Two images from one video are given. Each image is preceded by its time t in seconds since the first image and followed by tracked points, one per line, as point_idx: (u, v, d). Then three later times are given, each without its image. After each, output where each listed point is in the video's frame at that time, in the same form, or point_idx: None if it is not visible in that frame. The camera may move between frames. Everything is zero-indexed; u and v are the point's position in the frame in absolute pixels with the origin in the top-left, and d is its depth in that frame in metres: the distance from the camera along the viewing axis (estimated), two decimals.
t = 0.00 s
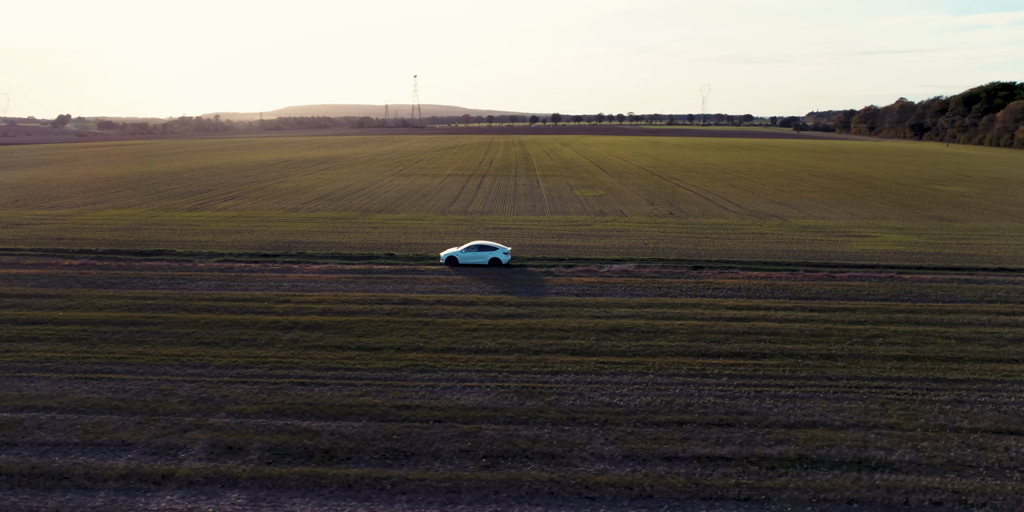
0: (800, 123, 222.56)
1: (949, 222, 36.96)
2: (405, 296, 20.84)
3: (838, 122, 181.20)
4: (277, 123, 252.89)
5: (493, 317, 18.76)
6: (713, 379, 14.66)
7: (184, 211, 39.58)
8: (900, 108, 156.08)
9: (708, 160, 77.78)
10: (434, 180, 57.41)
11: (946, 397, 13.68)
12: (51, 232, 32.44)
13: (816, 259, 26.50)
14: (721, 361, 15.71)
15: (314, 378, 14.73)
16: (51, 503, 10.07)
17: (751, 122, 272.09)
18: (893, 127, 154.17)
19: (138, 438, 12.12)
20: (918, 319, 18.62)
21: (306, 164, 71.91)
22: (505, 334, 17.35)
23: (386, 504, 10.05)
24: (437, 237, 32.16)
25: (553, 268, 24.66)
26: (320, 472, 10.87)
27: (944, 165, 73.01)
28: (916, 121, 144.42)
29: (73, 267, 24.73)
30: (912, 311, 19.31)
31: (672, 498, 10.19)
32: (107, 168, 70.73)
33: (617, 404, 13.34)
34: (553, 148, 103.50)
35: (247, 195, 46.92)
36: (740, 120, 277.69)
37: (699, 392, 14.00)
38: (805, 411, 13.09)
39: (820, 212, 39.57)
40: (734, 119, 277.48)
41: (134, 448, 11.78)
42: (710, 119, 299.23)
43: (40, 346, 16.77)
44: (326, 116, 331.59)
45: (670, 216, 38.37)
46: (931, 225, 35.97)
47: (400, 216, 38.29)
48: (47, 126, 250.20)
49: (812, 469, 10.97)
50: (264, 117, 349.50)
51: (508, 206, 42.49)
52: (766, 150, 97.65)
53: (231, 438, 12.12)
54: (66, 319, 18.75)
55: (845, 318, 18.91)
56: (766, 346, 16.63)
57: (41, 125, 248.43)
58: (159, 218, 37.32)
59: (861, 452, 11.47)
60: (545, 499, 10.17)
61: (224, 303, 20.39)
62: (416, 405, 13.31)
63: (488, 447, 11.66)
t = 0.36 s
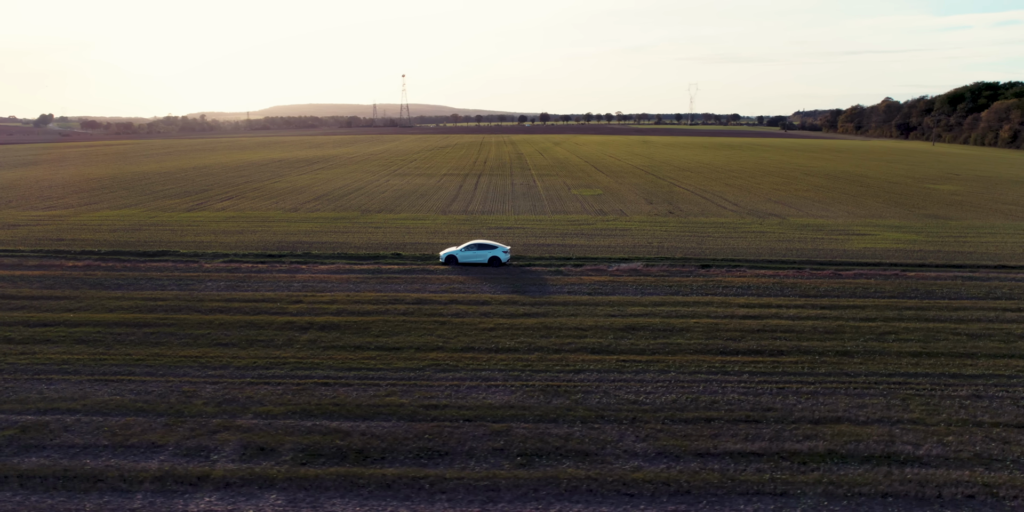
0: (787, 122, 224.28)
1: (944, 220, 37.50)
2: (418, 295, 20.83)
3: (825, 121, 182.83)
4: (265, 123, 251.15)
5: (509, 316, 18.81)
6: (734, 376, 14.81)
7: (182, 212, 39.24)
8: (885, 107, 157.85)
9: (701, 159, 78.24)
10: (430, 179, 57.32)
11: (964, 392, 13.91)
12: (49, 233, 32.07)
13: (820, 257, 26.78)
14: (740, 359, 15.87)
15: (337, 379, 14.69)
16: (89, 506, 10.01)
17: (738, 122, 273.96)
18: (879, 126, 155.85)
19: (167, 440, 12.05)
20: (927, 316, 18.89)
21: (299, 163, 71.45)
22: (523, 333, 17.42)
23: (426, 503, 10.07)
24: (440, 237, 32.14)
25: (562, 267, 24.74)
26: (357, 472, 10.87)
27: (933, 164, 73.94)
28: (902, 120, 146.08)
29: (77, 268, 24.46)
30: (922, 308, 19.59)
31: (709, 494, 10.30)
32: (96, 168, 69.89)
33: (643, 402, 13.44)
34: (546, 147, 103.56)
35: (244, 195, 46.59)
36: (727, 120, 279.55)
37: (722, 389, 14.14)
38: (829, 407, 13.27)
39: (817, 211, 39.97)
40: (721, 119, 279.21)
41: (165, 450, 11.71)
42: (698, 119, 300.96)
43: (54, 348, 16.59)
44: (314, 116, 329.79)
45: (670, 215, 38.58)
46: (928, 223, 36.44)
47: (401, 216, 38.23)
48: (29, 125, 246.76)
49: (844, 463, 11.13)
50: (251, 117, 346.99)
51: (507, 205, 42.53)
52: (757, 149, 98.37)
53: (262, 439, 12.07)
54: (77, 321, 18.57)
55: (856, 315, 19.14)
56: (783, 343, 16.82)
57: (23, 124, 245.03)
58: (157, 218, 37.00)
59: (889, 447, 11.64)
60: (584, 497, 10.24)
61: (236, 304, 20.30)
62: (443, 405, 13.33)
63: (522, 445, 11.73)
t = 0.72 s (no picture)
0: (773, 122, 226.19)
1: (939, 218, 38.05)
2: (433, 295, 20.85)
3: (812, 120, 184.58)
4: (251, 123, 249.03)
5: (527, 315, 18.88)
6: (758, 373, 14.99)
7: (181, 212, 38.95)
8: (871, 107, 159.56)
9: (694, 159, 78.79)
10: (427, 179, 57.28)
11: (984, 387, 14.17)
12: (49, 234, 31.74)
13: (824, 255, 27.10)
14: (761, 356, 16.07)
15: (364, 378, 14.67)
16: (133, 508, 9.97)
17: (724, 122, 275.78)
18: (866, 125, 157.61)
19: (202, 441, 12.00)
20: (938, 313, 19.19)
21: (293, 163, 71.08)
22: (544, 332, 17.50)
23: (472, 502, 10.12)
24: (445, 237, 32.15)
25: (572, 265, 24.84)
26: (398, 471, 10.91)
27: (922, 163, 74.93)
28: (888, 119, 147.81)
29: (83, 270, 24.25)
30: (932, 305, 19.90)
31: (751, 489, 10.43)
32: (86, 168, 69.13)
33: (673, 400, 13.57)
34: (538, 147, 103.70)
35: (241, 195, 46.30)
36: (714, 120, 281.45)
37: (748, 386, 14.34)
38: (855, 402, 13.47)
39: (815, 210, 40.41)
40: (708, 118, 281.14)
41: (200, 451, 11.66)
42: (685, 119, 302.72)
43: (73, 351, 16.49)
44: (301, 115, 327.74)
45: (670, 213, 38.84)
46: (924, 221, 36.96)
47: (403, 215, 38.18)
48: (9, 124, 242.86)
49: (878, 458, 11.30)
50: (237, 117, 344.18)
51: (508, 205, 42.59)
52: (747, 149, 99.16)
53: (297, 439, 12.04)
54: (93, 323, 18.45)
55: (868, 312, 19.41)
56: (801, 340, 17.04)
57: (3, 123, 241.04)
58: (157, 218, 36.71)
59: (919, 441, 11.84)
60: (628, 493, 10.37)
61: (251, 304, 20.20)
62: (474, 404, 13.39)
63: (559, 443, 11.81)
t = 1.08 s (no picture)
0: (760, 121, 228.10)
1: (934, 217, 38.62)
2: (449, 295, 20.88)
3: (798, 120, 186.38)
4: (238, 123, 246.99)
5: (545, 314, 18.98)
6: (781, 370, 15.19)
7: (180, 213, 38.62)
8: (856, 107, 161.44)
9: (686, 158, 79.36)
10: (423, 179, 57.21)
11: (1003, 382, 14.44)
12: (49, 235, 31.37)
13: (829, 253, 27.45)
14: (781, 353, 16.29)
15: (391, 378, 14.67)
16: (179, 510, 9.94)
17: (711, 121, 278.10)
18: (851, 124, 159.41)
19: (238, 443, 11.95)
20: (948, 309, 19.51)
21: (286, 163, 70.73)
22: (564, 331, 17.60)
23: (519, 500, 10.18)
24: (449, 237, 32.15)
25: (583, 264, 24.96)
26: (441, 470, 10.95)
27: (911, 162, 75.94)
28: (873, 119, 149.58)
29: (90, 271, 24.02)
30: (941, 301, 20.23)
31: (792, 484, 10.58)
32: (75, 168, 68.27)
33: (701, 398, 13.70)
34: (529, 147, 103.82)
35: (238, 195, 46.00)
36: (701, 119, 283.41)
37: (773, 382, 14.55)
38: (880, 397, 13.69)
39: (812, 209, 40.86)
40: (695, 118, 283.43)
41: (237, 453, 11.62)
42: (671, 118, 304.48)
43: (92, 353, 16.35)
44: (287, 115, 325.81)
45: (671, 213, 39.12)
46: (921, 219, 37.50)
47: (404, 216, 38.13)
48: None
49: (909, 451, 11.53)
50: (222, 117, 341.09)
51: (508, 205, 42.65)
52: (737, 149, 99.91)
53: (333, 439, 12.03)
54: (108, 325, 18.30)
55: (880, 309, 19.70)
56: (818, 337, 17.28)
57: None
58: (156, 219, 36.42)
59: (948, 435, 12.06)
60: (671, 489, 10.50)
61: (266, 305, 20.12)
62: (506, 402, 13.46)
63: (596, 441, 11.91)
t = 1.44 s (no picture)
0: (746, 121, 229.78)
1: (930, 215, 39.24)
2: (464, 295, 20.93)
3: (785, 119, 188.08)
4: (224, 123, 244.68)
5: (563, 313, 19.08)
6: (804, 367, 15.40)
7: (179, 214, 38.32)
8: (842, 107, 163.27)
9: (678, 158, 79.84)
10: (420, 179, 57.14)
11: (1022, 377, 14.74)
12: (49, 237, 31.03)
13: (833, 251, 27.80)
14: (801, 350, 16.51)
15: (420, 379, 14.70)
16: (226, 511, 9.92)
17: (698, 121, 279.84)
18: (838, 124, 161.15)
19: (275, 444, 11.91)
20: (958, 306, 19.85)
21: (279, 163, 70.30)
22: (585, 330, 17.72)
23: (565, 498, 10.27)
24: (454, 237, 32.18)
25: (593, 263, 25.08)
26: (484, 469, 11.02)
27: (900, 161, 76.91)
28: (859, 119, 151.27)
29: (98, 273, 23.80)
30: (950, 298, 20.57)
31: (830, 478, 10.75)
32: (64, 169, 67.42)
33: (730, 395, 13.87)
34: (521, 147, 103.93)
35: (236, 196, 45.70)
36: (687, 119, 285.04)
37: (798, 379, 14.77)
38: (904, 393, 13.93)
39: (810, 208, 41.30)
40: (682, 117, 285.01)
41: (275, 453, 11.59)
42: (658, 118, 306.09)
43: (113, 356, 16.25)
44: (273, 114, 323.54)
45: (672, 212, 39.40)
46: (917, 218, 38.04)
47: (406, 216, 38.09)
48: None
49: (940, 445, 11.75)
50: (206, 116, 338.33)
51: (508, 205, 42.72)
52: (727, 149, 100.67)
53: (371, 439, 12.04)
54: (125, 327, 18.18)
55: (891, 306, 20.00)
56: (835, 335, 17.53)
57: None
58: (156, 220, 36.14)
59: (976, 429, 12.31)
60: (713, 485, 10.64)
61: (282, 305, 20.06)
62: (538, 401, 13.56)
63: (633, 439, 12.03)
